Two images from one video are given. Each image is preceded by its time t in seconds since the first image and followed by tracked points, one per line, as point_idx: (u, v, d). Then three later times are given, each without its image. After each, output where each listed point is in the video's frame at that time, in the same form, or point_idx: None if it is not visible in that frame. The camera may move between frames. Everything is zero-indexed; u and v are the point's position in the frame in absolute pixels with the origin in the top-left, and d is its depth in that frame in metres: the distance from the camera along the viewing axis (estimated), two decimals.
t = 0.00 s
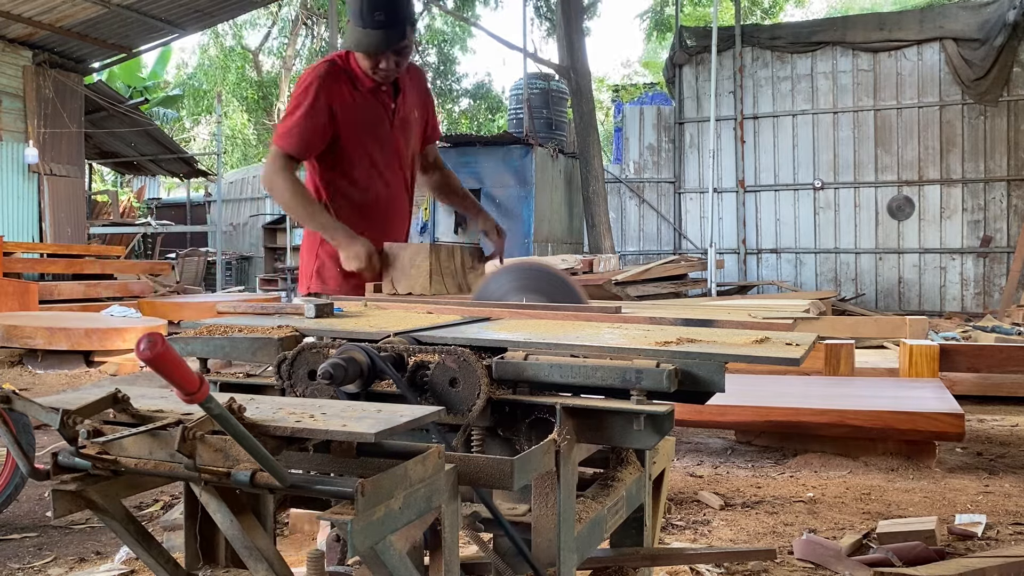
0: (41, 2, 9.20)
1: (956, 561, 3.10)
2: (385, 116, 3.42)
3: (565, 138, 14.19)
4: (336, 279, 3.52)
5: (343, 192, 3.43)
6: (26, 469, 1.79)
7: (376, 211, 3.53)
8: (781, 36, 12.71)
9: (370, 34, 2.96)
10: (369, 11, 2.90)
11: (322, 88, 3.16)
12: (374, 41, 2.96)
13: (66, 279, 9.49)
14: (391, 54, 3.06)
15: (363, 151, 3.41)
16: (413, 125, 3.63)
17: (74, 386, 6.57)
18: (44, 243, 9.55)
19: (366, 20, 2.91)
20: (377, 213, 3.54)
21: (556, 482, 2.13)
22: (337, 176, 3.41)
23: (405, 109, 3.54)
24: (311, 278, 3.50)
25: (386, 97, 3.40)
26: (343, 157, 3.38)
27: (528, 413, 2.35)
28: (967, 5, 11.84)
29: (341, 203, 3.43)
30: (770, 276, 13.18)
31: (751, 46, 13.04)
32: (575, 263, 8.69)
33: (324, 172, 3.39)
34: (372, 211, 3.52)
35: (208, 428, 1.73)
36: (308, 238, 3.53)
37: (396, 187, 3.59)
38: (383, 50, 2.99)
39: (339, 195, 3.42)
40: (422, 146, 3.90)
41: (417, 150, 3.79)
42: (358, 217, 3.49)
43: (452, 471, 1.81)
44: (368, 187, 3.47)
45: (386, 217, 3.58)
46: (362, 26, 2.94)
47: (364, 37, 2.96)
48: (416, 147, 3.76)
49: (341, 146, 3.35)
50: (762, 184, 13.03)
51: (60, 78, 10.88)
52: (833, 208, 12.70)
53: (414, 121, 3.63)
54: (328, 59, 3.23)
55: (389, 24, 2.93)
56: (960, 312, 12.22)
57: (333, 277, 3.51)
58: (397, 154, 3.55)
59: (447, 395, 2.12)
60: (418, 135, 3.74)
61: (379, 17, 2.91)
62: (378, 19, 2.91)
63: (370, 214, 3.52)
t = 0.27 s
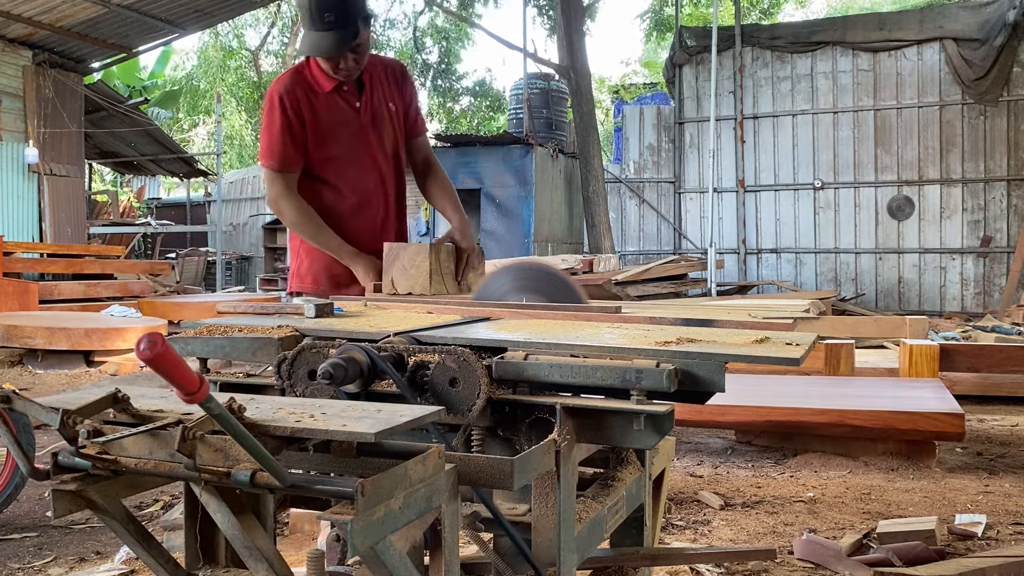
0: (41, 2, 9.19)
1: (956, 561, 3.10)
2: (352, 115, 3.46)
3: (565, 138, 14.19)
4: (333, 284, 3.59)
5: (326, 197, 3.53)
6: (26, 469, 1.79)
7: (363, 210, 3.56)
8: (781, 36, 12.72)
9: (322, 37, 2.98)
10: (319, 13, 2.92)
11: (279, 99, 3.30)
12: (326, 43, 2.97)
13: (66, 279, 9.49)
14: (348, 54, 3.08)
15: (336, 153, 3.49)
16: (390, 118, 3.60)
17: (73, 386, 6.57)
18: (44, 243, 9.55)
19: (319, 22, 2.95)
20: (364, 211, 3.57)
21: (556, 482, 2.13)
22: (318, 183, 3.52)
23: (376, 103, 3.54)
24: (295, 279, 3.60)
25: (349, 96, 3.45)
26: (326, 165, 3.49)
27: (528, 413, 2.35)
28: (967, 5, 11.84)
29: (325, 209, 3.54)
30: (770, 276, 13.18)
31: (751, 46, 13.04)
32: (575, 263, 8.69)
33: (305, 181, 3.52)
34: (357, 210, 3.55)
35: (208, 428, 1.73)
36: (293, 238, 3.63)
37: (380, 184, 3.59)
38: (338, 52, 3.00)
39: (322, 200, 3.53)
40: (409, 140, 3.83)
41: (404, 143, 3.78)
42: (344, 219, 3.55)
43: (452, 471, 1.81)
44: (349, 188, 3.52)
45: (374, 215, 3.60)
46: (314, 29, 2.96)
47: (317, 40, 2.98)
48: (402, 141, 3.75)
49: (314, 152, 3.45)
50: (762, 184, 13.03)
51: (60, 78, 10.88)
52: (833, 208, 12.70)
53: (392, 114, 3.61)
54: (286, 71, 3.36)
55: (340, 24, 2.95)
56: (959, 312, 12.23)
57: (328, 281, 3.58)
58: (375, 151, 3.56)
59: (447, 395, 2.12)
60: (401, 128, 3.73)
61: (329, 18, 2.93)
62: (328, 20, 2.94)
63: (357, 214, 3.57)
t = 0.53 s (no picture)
0: (41, 2, 9.19)
1: (956, 561, 3.10)
2: (342, 114, 3.46)
3: (565, 138, 14.19)
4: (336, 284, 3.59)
5: (324, 199, 3.53)
6: (26, 469, 1.79)
7: (361, 209, 3.56)
8: (781, 36, 12.72)
9: (304, 42, 2.98)
10: (302, 16, 2.93)
11: (268, 104, 3.31)
12: (311, 46, 2.97)
13: (66, 279, 9.50)
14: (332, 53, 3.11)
15: (331, 154, 3.49)
16: (381, 115, 3.60)
17: (73, 386, 6.57)
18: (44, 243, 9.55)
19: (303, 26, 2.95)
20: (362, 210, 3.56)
21: (556, 482, 2.13)
22: (315, 186, 3.53)
23: (366, 100, 3.53)
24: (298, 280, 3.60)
25: (338, 96, 3.44)
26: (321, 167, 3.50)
27: (528, 413, 2.35)
28: (967, 5, 11.84)
29: (324, 211, 3.54)
30: (770, 276, 13.18)
31: (751, 46, 13.03)
32: (575, 263, 8.69)
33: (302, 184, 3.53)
34: (356, 210, 3.55)
35: (208, 428, 1.73)
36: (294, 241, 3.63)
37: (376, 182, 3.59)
38: (322, 54, 3.01)
39: (320, 203, 3.53)
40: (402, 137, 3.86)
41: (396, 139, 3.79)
42: (343, 220, 3.55)
43: (452, 471, 1.81)
44: (345, 188, 3.52)
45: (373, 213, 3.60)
46: (296, 33, 2.96)
47: (299, 44, 2.98)
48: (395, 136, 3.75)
49: (308, 155, 3.46)
50: (762, 184, 13.03)
51: (60, 78, 10.87)
52: (833, 208, 12.70)
53: (383, 110, 3.60)
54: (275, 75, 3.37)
55: (324, 26, 2.95)
56: (959, 312, 12.23)
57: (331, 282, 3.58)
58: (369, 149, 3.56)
59: (447, 395, 2.12)
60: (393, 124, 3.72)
61: (313, 21, 2.93)
62: (311, 23, 2.94)
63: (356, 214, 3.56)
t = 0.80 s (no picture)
0: (41, 2, 9.20)
1: (956, 561, 3.10)
2: (341, 113, 3.45)
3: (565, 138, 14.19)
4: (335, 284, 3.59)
5: (325, 199, 3.53)
6: (27, 468, 1.79)
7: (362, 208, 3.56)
8: (781, 36, 12.72)
9: (305, 36, 2.97)
10: (301, 10, 2.91)
11: (267, 104, 3.29)
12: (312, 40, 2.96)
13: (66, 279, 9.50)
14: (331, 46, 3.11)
15: (330, 153, 3.49)
16: (380, 114, 3.60)
17: (74, 386, 6.58)
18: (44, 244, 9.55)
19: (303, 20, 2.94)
20: (363, 210, 3.57)
21: (556, 482, 2.13)
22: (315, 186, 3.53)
23: (365, 99, 3.53)
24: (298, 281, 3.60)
25: (338, 94, 3.43)
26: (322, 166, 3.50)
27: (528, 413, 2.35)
28: (967, 5, 11.84)
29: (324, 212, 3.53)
30: (770, 276, 13.18)
31: (751, 46, 13.03)
32: (575, 264, 8.68)
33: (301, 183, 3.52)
34: (357, 209, 3.56)
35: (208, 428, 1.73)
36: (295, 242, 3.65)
37: (376, 182, 3.60)
38: (324, 47, 3.01)
39: (320, 203, 3.53)
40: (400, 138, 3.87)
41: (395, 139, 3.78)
42: (344, 220, 3.55)
43: (452, 471, 1.81)
44: (345, 188, 3.52)
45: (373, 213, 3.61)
46: (296, 27, 2.95)
47: (301, 38, 2.97)
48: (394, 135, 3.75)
49: (308, 154, 3.45)
50: (762, 184, 13.04)
51: (60, 78, 10.88)
52: (833, 208, 12.71)
53: (382, 108, 3.60)
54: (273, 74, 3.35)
55: (325, 19, 2.94)
56: (960, 312, 12.23)
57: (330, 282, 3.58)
58: (369, 148, 3.56)
59: (447, 395, 2.12)
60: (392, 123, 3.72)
61: (313, 14, 2.92)
62: (311, 17, 2.93)
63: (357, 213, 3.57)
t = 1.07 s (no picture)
0: (41, 2, 9.19)
1: (955, 561, 3.10)
2: (352, 117, 3.45)
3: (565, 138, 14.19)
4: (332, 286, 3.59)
5: (327, 200, 3.51)
6: (26, 468, 1.79)
7: (363, 212, 3.57)
8: (781, 36, 12.72)
9: (324, 36, 2.96)
10: (321, 10, 2.90)
11: (279, 103, 3.26)
12: (332, 40, 2.95)
13: (66, 278, 9.52)
14: (350, 49, 3.10)
15: (337, 155, 3.48)
16: (388, 120, 3.62)
17: (74, 386, 6.57)
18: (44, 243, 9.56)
19: (321, 19, 2.93)
20: (363, 213, 3.57)
21: (556, 482, 2.14)
22: (318, 187, 3.51)
23: (375, 105, 3.54)
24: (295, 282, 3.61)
25: (349, 99, 3.43)
26: (327, 167, 3.48)
27: (528, 413, 2.35)
28: (967, 5, 11.85)
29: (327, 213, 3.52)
30: (770, 276, 13.18)
31: (751, 46, 13.04)
32: (575, 264, 8.69)
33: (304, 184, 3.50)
34: (358, 212, 3.56)
35: (208, 428, 1.73)
36: (293, 242, 3.65)
37: (379, 185, 3.61)
38: (343, 47, 3.00)
39: (321, 204, 3.51)
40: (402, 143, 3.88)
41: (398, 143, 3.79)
42: (345, 222, 3.54)
43: (452, 471, 1.81)
44: (349, 190, 3.52)
45: (374, 216, 3.61)
46: (316, 27, 2.94)
47: (321, 39, 2.96)
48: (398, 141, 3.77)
49: (314, 155, 3.44)
50: (762, 184, 13.04)
51: (60, 77, 10.87)
52: (833, 208, 12.71)
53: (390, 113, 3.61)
54: (286, 73, 3.33)
55: (344, 18, 2.93)
56: (959, 312, 12.23)
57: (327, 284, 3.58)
58: (375, 153, 3.57)
59: (448, 395, 2.12)
60: (396, 130, 3.75)
61: (332, 13, 2.91)
62: (331, 17, 2.92)
63: (357, 216, 3.57)
